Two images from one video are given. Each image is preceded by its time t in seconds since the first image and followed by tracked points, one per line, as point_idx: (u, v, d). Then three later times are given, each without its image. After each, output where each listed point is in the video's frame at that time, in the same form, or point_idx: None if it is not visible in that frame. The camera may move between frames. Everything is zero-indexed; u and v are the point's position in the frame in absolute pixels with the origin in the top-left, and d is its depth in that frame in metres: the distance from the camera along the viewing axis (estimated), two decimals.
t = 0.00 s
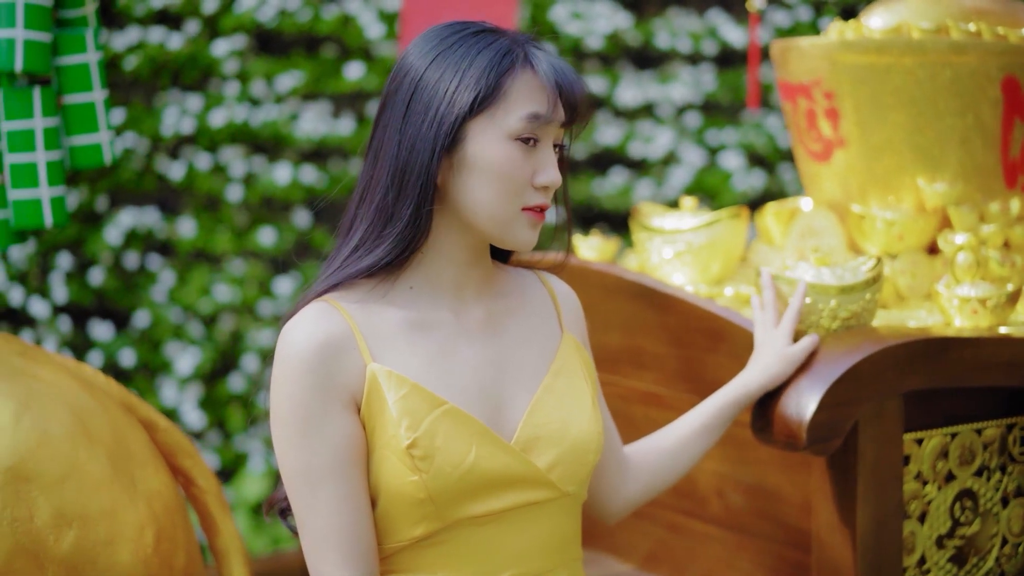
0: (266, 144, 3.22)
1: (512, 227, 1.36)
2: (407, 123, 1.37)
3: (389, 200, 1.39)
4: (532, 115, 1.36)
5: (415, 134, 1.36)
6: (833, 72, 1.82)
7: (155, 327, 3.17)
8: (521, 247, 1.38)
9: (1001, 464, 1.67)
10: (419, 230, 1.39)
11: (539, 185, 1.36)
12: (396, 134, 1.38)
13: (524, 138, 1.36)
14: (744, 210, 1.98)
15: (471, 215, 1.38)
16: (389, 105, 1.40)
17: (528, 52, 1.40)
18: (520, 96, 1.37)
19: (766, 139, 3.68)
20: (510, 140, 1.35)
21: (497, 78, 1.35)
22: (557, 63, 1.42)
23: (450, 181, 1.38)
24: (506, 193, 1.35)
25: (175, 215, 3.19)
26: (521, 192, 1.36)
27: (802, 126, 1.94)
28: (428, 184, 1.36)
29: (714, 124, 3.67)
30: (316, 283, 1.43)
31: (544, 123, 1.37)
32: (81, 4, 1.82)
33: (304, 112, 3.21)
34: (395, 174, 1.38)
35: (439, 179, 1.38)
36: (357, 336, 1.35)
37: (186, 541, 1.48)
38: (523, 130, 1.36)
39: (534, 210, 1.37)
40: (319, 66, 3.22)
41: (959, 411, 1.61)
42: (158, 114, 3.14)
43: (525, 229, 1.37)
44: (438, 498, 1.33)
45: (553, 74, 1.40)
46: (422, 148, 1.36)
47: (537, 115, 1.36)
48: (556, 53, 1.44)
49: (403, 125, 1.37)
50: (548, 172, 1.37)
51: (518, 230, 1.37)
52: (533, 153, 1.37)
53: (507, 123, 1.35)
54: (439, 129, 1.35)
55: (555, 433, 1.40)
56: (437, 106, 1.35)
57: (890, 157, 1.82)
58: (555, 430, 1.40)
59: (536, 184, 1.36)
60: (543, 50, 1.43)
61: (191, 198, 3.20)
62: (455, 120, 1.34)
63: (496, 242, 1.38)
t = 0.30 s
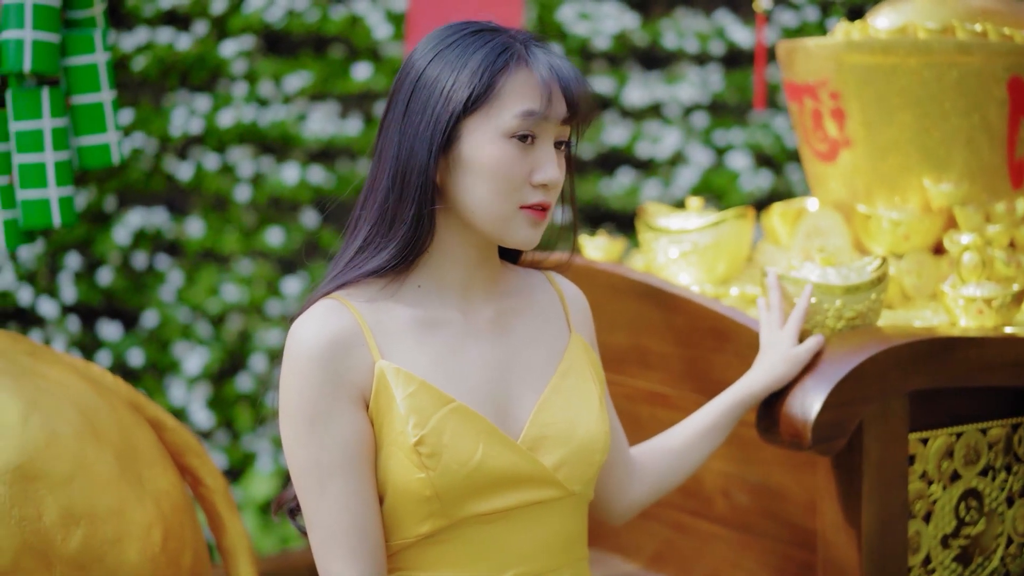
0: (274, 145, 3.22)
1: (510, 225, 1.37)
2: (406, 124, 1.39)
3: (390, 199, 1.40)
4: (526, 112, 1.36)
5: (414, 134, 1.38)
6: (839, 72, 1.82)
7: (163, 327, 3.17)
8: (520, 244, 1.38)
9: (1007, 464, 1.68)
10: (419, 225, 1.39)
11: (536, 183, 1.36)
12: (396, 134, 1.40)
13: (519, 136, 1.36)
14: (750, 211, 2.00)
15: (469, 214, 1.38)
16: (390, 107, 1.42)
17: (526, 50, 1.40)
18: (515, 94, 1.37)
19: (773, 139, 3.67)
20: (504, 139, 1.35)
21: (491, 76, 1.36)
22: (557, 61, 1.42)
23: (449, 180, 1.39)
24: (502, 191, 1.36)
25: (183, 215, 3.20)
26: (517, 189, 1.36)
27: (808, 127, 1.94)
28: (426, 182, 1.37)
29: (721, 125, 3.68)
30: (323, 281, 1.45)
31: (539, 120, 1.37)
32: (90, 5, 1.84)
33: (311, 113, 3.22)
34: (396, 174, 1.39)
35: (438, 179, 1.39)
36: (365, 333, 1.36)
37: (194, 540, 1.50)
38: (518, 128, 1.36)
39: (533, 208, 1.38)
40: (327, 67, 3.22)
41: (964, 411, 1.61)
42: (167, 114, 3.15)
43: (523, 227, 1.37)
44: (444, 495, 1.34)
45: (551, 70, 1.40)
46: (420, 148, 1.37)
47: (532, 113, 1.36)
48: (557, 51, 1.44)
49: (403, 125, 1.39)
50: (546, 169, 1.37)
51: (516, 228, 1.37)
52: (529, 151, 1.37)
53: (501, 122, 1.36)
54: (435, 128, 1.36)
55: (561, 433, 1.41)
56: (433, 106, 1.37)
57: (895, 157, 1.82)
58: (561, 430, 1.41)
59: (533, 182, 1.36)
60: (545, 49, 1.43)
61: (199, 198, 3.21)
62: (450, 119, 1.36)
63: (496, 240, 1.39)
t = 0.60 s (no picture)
0: (283, 145, 3.22)
1: (507, 223, 1.37)
2: (405, 125, 1.41)
3: (392, 200, 1.42)
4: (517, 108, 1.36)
5: (411, 134, 1.40)
6: (847, 73, 1.82)
7: (172, 327, 3.15)
8: (519, 241, 1.38)
9: (1014, 464, 1.68)
10: (431, 227, 1.41)
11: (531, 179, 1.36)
12: (397, 136, 1.42)
13: (511, 133, 1.36)
14: (757, 211, 1.99)
15: (468, 213, 1.39)
16: (393, 110, 1.44)
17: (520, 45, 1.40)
18: (506, 89, 1.37)
19: (781, 140, 3.67)
20: (496, 136, 1.36)
21: (481, 75, 1.37)
22: (552, 56, 1.41)
23: (448, 180, 1.40)
24: (496, 190, 1.36)
25: (192, 215, 3.19)
26: (511, 186, 1.36)
27: (815, 127, 1.94)
28: (424, 181, 1.39)
29: (730, 125, 3.67)
30: (332, 282, 1.47)
31: (531, 115, 1.37)
32: (98, 6, 1.85)
33: (320, 113, 3.22)
34: (396, 174, 1.41)
35: (438, 178, 1.41)
36: (378, 331, 1.37)
37: (201, 540, 1.50)
38: (509, 125, 1.36)
39: (531, 205, 1.37)
40: (335, 67, 3.22)
41: (972, 411, 1.61)
42: (175, 115, 3.14)
43: (521, 224, 1.37)
44: (455, 494, 1.34)
45: (545, 66, 1.40)
46: (418, 148, 1.39)
47: (523, 109, 1.36)
48: (554, 46, 1.44)
49: (403, 127, 1.41)
50: (541, 166, 1.36)
51: (514, 225, 1.37)
52: (522, 148, 1.37)
53: (491, 119, 1.36)
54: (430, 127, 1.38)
55: (572, 433, 1.41)
56: (428, 107, 1.39)
57: (903, 158, 1.82)
58: (571, 430, 1.41)
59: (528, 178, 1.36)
60: (542, 44, 1.43)
61: (207, 199, 3.20)
62: (444, 117, 1.37)
63: (496, 238, 1.39)
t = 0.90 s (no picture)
0: (293, 146, 3.22)
1: (507, 220, 1.38)
2: (409, 126, 1.44)
3: (397, 200, 1.45)
4: (511, 105, 1.37)
5: (413, 135, 1.42)
6: (856, 73, 1.82)
7: (182, 327, 3.14)
8: (519, 238, 1.39)
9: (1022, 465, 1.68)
10: (439, 227, 1.43)
11: (529, 177, 1.37)
12: (402, 137, 1.45)
13: (507, 131, 1.37)
14: (766, 212, 2.00)
15: (470, 212, 1.41)
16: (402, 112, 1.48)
17: (518, 43, 1.42)
18: (501, 86, 1.38)
19: (791, 140, 3.68)
20: (491, 134, 1.37)
21: (477, 75, 1.39)
22: (551, 53, 1.42)
23: (450, 180, 1.42)
24: (494, 188, 1.37)
25: (202, 215, 3.18)
26: (509, 184, 1.37)
27: (824, 128, 1.94)
28: (425, 181, 1.41)
29: (739, 125, 3.68)
30: (345, 284, 1.50)
31: (527, 113, 1.38)
32: (108, 7, 1.85)
33: (329, 114, 3.22)
34: (400, 175, 1.44)
35: (440, 178, 1.43)
36: (394, 329, 1.38)
37: (211, 539, 1.51)
38: (504, 123, 1.37)
39: (532, 202, 1.38)
40: (345, 68, 3.23)
41: (980, 412, 1.61)
42: (185, 116, 3.14)
43: (521, 221, 1.38)
44: (469, 492, 1.35)
45: (540, 63, 1.40)
46: (419, 149, 1.41)
47: (517, 107, 1.37)
48: (555, 44, 1.44)
49: (407, 128, 1.44)
50: (539, 162, 1.37)
51: (513, 222, 1.38)
52: (519, 145, 1.38)
53: (487, 118, 1.37)
54: (429, 127, 1.40)
55: (584, 433, 1.42)
56: (428, 109, 1.41)
57: (912, 159, 1.82)
58: (584, 430, 1.42)
59: (527, 176, 1.37)
60: (542, 42, 1.44)
61: (217, 200, 3.19)
62: (442, 117, 1.40)
63: (499, 236, 1.40)
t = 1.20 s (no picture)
0: (302, 146, 3.23)
1: (511, 219, 1.38)
2: (415, 126, 1.45)
3: (405, 201, 1.46)
4: (512, 105, 1.38)
5: (419, 136, 1.44)
6: (864, 73, 1.82)
7: (191, 327, 3.14)
8: (524, 237, 1.39)
9: None
10: (449, 232, 1.44)
11: (531, 176, 1.37)
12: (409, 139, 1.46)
13: (508, 130, 1.38)
14: (774, 212, 2.00)
15: (477, 212, 1.42)
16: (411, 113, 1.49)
17: (519, 42, 1.42)
18: (501, 86, 1.39)
19: (800, 140, 3.67)
20: (493, 134, 1.38)
21: (476, 75, 1.40)
22: (553, 51, 1.42)
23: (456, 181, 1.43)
24: (496, 188, 1.38)
25: (211, 215, 3.18)
26: (511, 184, 1.38)
27: (833, 128, 1.94)
28: (431, 183, 1.42)
29: (748, 125, 3.68)
30: (359, 284, 1.52)
31: (528, 112, 1.38)
32: (118, 8, 1.86)
33: (339, 114, 3.23)
34: (408, 176, 1.45)
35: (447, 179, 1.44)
36: (412, 326, 1.39)
37: (220, 539, 1.52)
38: (504, 122, 1.38)
39: (536, 201, 1.38)
40: (354, 68, 3.24)
41: (988, 412, 1.61)
42: (195, 116, 3.14)
43: (525, 220, 1.38)
44: (484, 489, 1.35)
45: (538, 61, 1.40)
46: (424, 150, 1.43)
47: (515, 105, 1.37)
48: (558, 42, 1.45)
49: (414, 129, 1.46)
50: (541, 161, 1.37)
51: (518, 221, 1.38)
52: (520, 145, 1.38)
53: (489, 118, 1.38)
54: (434, 129, 1.42)
55: (599, 433, 1.43)
56: (432, 110, 1.43)
57: (921, 158, 1.82)
58: (599, 429, 1.43)
59: (529, 175, 1.38)
60: (544, 40, 1.44)
61: (226, 200, 3.20)
62: (445, 118, 1.41)
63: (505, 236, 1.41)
